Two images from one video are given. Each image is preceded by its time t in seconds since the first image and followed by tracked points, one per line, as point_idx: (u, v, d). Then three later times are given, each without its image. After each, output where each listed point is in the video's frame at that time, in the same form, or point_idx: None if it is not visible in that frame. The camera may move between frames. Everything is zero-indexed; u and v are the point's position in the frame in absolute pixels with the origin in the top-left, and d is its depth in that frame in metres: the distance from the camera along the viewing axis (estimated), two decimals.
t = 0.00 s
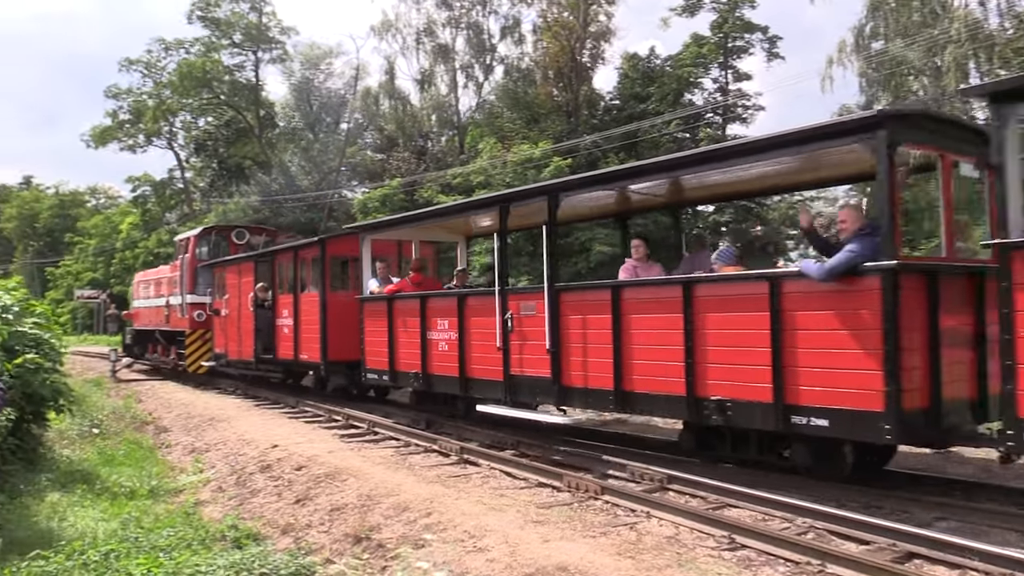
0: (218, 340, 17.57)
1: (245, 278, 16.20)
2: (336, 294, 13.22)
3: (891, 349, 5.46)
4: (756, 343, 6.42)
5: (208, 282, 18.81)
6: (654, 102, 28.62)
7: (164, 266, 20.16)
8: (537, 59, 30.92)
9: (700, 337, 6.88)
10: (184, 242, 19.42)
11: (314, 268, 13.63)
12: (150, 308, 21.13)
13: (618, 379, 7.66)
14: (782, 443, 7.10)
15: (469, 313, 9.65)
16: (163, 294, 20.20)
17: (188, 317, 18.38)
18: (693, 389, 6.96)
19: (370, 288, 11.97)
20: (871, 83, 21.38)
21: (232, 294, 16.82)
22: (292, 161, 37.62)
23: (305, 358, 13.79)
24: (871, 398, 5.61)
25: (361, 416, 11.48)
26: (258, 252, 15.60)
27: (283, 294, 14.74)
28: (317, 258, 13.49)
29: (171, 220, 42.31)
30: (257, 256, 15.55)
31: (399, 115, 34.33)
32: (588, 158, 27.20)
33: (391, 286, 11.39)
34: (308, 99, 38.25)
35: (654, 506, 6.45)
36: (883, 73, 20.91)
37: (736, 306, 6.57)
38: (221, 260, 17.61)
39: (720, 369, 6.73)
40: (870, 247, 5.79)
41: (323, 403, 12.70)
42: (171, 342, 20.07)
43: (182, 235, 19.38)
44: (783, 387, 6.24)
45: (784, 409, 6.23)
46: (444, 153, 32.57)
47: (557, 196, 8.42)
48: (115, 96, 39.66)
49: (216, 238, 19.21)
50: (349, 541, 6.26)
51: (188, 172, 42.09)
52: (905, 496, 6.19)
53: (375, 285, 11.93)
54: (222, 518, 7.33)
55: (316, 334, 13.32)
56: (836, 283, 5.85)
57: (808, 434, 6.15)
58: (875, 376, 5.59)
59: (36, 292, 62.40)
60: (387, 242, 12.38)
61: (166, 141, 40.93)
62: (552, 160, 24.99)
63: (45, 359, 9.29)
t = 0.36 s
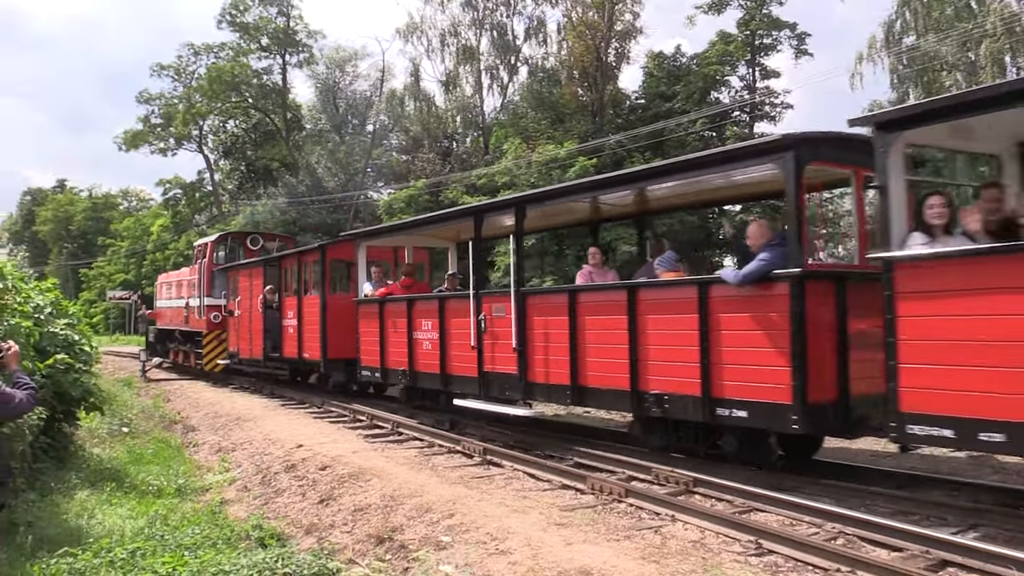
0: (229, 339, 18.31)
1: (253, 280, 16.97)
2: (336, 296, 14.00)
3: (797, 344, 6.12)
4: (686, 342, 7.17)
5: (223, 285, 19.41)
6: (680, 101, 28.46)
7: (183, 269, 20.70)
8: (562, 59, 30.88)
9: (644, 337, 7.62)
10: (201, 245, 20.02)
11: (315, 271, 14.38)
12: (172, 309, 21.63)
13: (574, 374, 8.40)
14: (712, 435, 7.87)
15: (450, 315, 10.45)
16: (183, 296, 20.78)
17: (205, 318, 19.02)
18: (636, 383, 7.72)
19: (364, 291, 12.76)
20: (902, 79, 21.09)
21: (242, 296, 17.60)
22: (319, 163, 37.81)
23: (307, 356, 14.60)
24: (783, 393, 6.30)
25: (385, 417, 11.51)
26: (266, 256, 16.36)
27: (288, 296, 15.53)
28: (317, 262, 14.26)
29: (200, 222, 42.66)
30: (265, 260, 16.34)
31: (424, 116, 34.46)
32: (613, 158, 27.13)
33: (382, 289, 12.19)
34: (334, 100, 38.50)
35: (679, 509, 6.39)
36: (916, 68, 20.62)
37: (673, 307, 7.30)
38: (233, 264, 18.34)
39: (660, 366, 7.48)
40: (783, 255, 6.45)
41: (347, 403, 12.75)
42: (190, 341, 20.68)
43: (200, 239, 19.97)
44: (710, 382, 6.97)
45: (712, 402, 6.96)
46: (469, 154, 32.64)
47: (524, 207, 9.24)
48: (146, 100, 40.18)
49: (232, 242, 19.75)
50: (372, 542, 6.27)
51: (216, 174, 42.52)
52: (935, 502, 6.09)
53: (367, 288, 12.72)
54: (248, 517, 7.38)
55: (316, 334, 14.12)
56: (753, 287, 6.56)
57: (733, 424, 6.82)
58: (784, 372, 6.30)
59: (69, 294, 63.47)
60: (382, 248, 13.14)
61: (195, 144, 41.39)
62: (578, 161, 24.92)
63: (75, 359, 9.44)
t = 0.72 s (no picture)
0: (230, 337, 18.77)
1: (252, 282, 17.45)
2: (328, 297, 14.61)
3: (712, 343, 6.92)
4: (623, 340, 7.95)
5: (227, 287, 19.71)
6: (696, 100, 28.34)
7: (190, 270, 20.99)
8: (577, 58, 30.89)
9: (589, 335, 8.39)
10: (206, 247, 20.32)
11: (308, 273, 14.95)
12: (180, 308, 21.92)
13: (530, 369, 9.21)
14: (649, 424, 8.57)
15: (427, 315, 11.14)
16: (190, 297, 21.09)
17: (209, 319, 19.37)
18: (582, 377, 8.49)
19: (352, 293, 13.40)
20: (919, 78, 20.92)
21: (242, 296, 18.07)
22: (335, 163, 37.89)
23: (301, 353, 15.18)
24: (701, 385, 7.09)
25: (400, 417, 11.50)
26: (264, 258, 16.83)
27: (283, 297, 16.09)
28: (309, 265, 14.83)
29: (217, 222, 42.07)
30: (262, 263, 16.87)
31: (438, 115, 34.51)
32: (629, 158, 27.06)
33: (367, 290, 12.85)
34: (349, 100, 38.65)
35: (693, 511, 6.33)
36: (933, 68, 20.46)
37: (613, 309, 8.05)
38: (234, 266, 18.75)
39: (601, 361, 8.25)
40: (702, 263, 7.26)
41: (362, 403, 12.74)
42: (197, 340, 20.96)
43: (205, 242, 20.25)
44: (643, 376, 7.75)
45: (644, 394, 7.74)
46: (484, 153, 32.68)
47: (488, 218, 9.96)
48: (163, 100, 40.43)
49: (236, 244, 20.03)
50: (385, 543, 6.26)
51: (232, 174, 42.73)
52: (956, 504, 5.99)
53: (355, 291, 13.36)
54: (262, 517, 7.39)
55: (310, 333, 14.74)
56: (676, 291, 7.37)
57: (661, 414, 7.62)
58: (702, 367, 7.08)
59: (87, 293, 64.09)
60: (370, 253, 13.80)
61: (211, 144, 41.62)
62: (593, 160, 24.88)
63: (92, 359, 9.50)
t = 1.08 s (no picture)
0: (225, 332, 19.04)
1: (246, 279, 17.76)
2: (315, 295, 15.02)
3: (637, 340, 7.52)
4: (562, 336, 8.52)
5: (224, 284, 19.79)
6: (704, 99, 28.20)
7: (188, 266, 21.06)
8: (585, 55, 30.88)
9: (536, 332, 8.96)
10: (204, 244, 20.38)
11: (296, 271, 15.33)
12: (180, 303, 21.99)
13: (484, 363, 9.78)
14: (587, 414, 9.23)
15: (398, 312, 11.68)
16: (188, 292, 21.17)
17: (207, 314, 19.50)
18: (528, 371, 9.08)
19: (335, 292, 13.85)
20: (926, 77, 20.74)
21: (236, 293, 18.33)
22: (342, 159, 37.85)
23: (290, 349, 15.60)
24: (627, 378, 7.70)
25: (405, 414, 11.46)
26: (257, 257, 17.13)
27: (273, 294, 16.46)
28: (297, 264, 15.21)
29: (223, 217, 42.40)
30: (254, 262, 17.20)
31: (445, 113, 34.55)
32: (636, 155, 26.98)
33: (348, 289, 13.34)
34: (356, 98, 38.64)
35: (699, 510, 6.28)
36: (941, 66, 20.30)
37: (555, 308, 8.62)
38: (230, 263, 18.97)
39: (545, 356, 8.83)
40: (630, 266, 7.78)
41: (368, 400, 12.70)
42: (196, 335, 21.06)
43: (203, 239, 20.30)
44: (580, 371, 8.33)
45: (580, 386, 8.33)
46: (491, 151, 32.63)
47: (450, 222, 10.49)
48: (170, 96, 40.48)
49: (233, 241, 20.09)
50: (389, 541, 6.22)
51: (238, 170, 42.75)
52: (966, 504, 5.92)
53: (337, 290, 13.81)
54: (266, 515, 7.37)
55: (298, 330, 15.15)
56: (608, 291, 7.89)
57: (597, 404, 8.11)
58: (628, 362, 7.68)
59: (94, 289, 64.31)
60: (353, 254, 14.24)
61: (218, 141, 41.63)
62: (600, 158, 24.82)
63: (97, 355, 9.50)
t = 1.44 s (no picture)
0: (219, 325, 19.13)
1: (238, 275, 17.86)
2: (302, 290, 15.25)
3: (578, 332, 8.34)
4: (514, 329, 9.36)
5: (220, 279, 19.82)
6: (709, 93, 28.04)
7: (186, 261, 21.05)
8: (590, 49, 30.86)
9: (491, 324, 9.76)
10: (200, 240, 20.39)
11: (284, 267, 15.54)
12: (178, 297, 22.01)
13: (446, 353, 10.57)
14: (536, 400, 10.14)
15: (374, 306, 12.30)
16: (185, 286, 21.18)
17: (203, 309, 19.56)
18: (484, 359, 9.89)
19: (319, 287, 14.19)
20: (932, 72, 20.58)
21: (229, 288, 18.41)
22: (347, 153, 37.78)
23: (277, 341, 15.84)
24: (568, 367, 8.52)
25: (409, 408, 11.46)
26: (250, 253, 17.23)
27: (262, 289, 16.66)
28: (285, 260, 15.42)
29: (228, 212, 42.39)
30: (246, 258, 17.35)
31: (450, 107, 34.54)
32: (642, 150, 26.87)
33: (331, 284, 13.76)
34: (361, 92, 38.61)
35: (702, 506, 6.27)
36: (948, 61, 20.14)
37: (508, 303, 9.43)
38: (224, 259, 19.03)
39: (500, 346, 9.63)
40: (571, 265, 8.63)
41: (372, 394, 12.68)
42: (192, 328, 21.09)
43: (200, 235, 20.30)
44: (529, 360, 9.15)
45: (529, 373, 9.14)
46: (496, 145, 32.55)
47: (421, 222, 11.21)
48: (174, 90, 40.49)
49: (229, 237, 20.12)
50: (391, 535, 6.21)
51: (243, 164, 42.75)
52: (972, 503, 5.88)
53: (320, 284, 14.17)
54: (268, 509, 7.37)
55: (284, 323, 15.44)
56: (553, 288, 8.74)
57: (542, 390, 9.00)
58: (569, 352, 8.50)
59: (99, 282, 64.41)
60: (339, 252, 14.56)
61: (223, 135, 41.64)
62: (605, 153, 24.76)
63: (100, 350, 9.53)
